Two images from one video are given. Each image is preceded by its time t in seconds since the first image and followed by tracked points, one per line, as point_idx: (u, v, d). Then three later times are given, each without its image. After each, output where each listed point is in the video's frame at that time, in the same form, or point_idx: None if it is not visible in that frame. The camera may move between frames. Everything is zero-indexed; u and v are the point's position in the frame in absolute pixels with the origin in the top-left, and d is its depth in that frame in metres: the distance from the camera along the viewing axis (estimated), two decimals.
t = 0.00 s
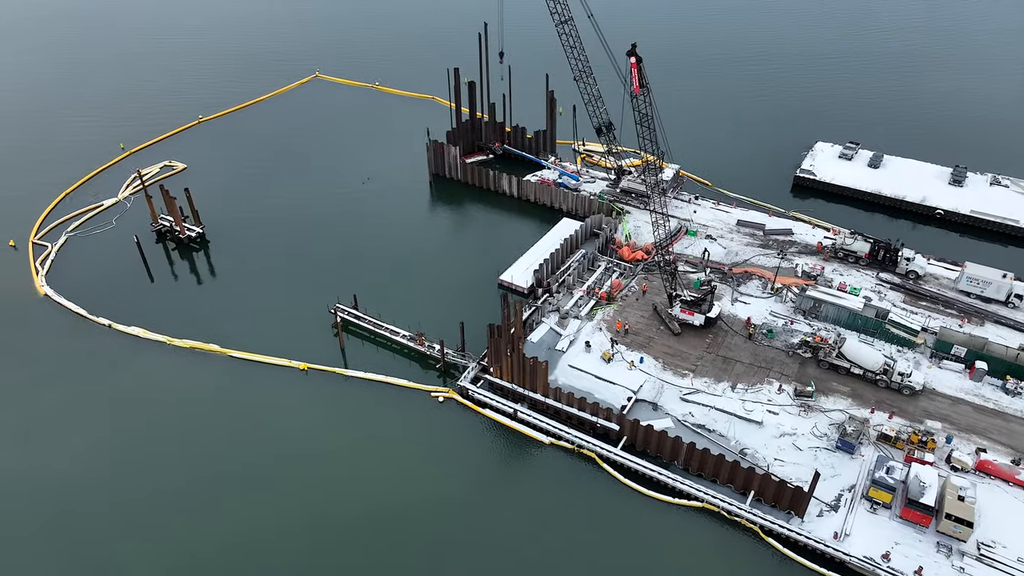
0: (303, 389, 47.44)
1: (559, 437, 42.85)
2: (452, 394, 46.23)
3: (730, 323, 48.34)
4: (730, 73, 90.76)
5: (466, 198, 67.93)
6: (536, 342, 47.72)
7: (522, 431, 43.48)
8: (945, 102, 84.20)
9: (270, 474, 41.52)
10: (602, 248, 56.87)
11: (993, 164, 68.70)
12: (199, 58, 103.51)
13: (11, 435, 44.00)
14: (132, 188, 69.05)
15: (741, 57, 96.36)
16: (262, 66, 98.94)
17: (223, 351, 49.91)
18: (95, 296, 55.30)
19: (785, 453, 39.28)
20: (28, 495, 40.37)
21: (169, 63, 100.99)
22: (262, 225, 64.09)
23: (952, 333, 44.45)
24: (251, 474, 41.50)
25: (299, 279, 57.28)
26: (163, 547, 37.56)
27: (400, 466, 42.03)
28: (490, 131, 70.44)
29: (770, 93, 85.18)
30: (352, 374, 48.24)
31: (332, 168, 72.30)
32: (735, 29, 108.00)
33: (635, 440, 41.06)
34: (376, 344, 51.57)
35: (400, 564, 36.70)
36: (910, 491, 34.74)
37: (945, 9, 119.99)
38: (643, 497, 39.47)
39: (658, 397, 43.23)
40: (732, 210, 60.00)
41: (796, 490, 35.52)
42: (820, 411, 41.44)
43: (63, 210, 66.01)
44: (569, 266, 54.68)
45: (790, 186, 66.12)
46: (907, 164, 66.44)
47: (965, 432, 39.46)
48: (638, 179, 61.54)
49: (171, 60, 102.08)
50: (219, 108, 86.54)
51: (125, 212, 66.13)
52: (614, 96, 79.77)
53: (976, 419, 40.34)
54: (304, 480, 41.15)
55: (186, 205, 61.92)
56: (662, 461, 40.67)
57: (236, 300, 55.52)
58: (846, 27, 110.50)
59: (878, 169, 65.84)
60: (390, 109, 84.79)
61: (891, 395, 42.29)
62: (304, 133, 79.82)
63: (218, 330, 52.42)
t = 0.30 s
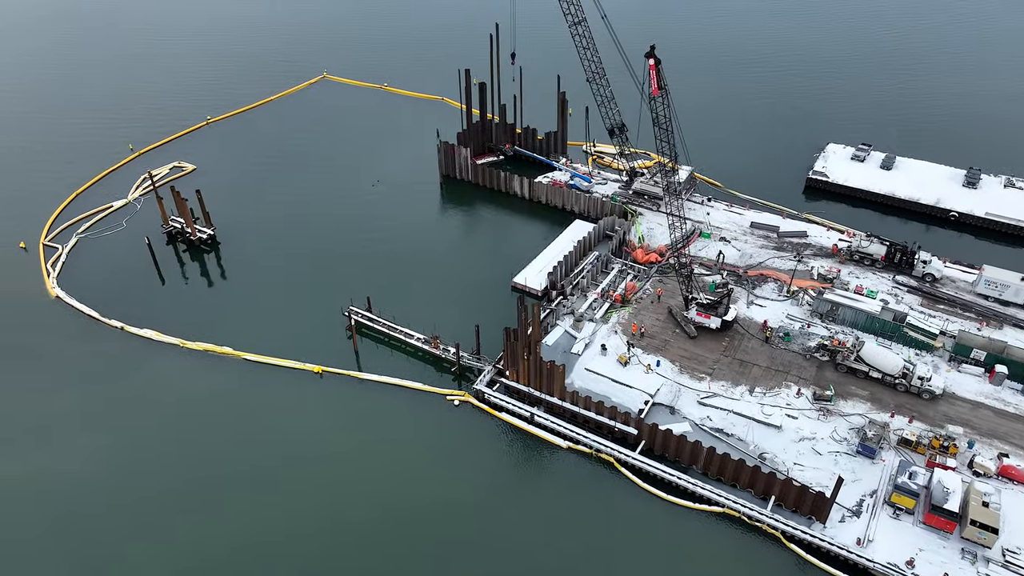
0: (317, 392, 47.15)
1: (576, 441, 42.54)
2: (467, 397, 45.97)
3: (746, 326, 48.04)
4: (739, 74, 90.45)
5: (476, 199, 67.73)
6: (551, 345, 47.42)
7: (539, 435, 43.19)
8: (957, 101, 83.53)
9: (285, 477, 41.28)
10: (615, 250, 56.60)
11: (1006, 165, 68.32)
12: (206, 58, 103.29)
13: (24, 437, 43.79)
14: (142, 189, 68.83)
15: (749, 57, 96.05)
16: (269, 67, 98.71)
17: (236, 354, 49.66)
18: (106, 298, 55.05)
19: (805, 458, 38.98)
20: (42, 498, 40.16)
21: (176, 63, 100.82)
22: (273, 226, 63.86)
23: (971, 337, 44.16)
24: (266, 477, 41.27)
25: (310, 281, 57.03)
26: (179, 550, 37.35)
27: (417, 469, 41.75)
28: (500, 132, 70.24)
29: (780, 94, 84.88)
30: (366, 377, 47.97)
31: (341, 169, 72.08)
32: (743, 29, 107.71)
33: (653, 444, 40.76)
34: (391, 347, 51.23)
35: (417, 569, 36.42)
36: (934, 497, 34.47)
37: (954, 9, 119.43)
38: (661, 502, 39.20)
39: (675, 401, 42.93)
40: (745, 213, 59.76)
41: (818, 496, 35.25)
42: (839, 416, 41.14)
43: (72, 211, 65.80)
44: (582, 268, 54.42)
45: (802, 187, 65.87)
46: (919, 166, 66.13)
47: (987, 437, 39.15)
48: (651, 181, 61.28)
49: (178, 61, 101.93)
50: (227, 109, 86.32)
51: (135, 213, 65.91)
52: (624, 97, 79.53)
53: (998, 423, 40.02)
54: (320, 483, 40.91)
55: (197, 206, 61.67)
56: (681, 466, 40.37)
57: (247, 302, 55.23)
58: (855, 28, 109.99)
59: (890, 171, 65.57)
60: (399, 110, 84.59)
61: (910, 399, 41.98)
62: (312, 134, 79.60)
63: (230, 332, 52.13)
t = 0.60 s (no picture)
0: (331, 395, 46.89)
1: (594, 446, 42.26)
2: (484, 401, 45.69)
3: (762, 330, 47.77)
4: (749, 75, 90.14)
5: (487, 201, 67.51)
6: (567, 348, 47.14)
7: (557, 439, 42.92)
8: (969, 102, 83.08)
9: (300, 480, 41.06)
10: (629, 253, 56.33)
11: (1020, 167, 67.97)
12: (213, 60, 103.15)
13: (38, 439, 43.64)
14: (153, 191, 68.66)
15: (759, 58, 95.71)
16: (277, 69, 98.54)
17: (250, 357, 49.41)
18: (118, 300, 54.85)
19: (826, 462, 38.68)
20: (57, 500, 39.99)
21: (183, 65, 100.63)
22: (284, 228, 63.66)
23: (991, 341, 43.86)
24: (282, 480, 41.06)
25: (323, 282, 56.79)
26: (196, 552, 37.17)
27: (433, 474, 41.47)
28: (511, 133, 70.00)
29: (790, 95, 84.61)
30: (381, 381, 47.71)
31: (351, 170, 71.89)
32: (752, 30, 107.31)
33: (672, 449, 40.48)
34: (405, 350, 50.99)
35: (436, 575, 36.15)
36: (958, 503, 34.18)
37: (963, 10, 118.98)
38: (681, 507, 38.91)
39: (693, 405, 42.66)
40: (758, 215, 59.54)
41: (841, 502, 34.96)
42: (859, 420, 40.85)
43: (82, 213, 65.64)
44: (597, 270, 54.14)
45: (815, 190, 65.60)
46: (933, 167, 65.84)
47: (1009, 442, 38.86)
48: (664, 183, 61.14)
49: (185, 62, 101.77)
50: (235, 110, 86.15)
51: (145, 215, 65.73)
52: (634, 98, 79.37)
53: (1019, 428, 39.72)
54: (336, 487, 40.66)
55: (208, 208, 61.49)
56: (700, 470, 40.07)
57: (259, 304, 55.01)
58: (864, 29, 109.51)
59: (903, 173, 65.30)
60: (408, 111, 84.41)
61: (931, 404, 41.68)
62: (322, 135, 79.41)
63: (242, 334, 51.87)
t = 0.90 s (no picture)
0: (345, 399, 46.65)
1: (611, 450, 41.96)
2: (500, 405, 45.41)
3: (779, 333, 47.48)
4: (759, 76, 89.84)
5: (498, 203, 67.27)
6: (583, 351, 46.85)
7: (575, 443, 42.65)
8: (980, 103, 82.73)
9: (316, 485, 40.80)
10: (642, 255, 56.03)
11: None
12: (220, 61, 103.03)
13: (53, 443, 43.42)
14: (163, 192, 68.47)
15: (768, 59, 95.40)
16: (284, 71, 98.36)
17: (263, 359, 49.17)
18: (130, 302, 54.63)
19: (847, 467, 38.38)
20: (72, 504, 39.75)
21: (190, 66, 100.51)
22: (294, 230, 63.43)
23: (1011, 345, 43.56)
24: (297, 484, 40.80)
25: (335, 285, 56.55)
26: (213, 557, 36.93)
27: (449, 478, 41.24)
28: (522, 134, 69.73)
29: (800, 96, 84.28)
30: (396, 384, 47.45)
31: (361, 172, 71.68)
32: (761, 31, 106.95)
33: (691, 453, 40.17)
34: (419, 353, 50.74)
35: None
36: (983, 509, 33.88)
37: (972, 10, 118.48)
38: (700, 512, 38.63)
39: (711, 409, 42.37)
40: (772, 217, 59.29)
41: (864, 508, 34.67)
42: (879, 424, 40.56)
43: (92, 214, 65.46)
44: (611, 272, 53.87)
45: (828, 191, 65.29)
46: (946, 169, 65.49)
47: None
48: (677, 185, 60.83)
49: (192, 63, 101.61)
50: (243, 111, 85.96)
51: (156, 216, 65.53)
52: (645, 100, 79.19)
53: None
54: (352, 491, 40.38)
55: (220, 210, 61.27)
56: (720, 475, 39.78)
57: (271, 306, 54.74)
58: (873, 29, 109.10)
59: (917, 175, 64.96)
60: (417, 112, 84.25)
61: (951, 408, 41.38)
62: (331, 137, 79.23)
63: (255, 337, 51.61)
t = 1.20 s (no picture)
0: (359, 401, 46.42)
1: (629, 454, 41.62)
2: (516, 408, 45.09)
3: (796, 337, 47.16)
4: (769, 78, 89.57)
5: (509, 204, 67.03)
6: (599, 355, 46.51)
7: (592, 448, 42.31)
8: (991, 105, 82.44)
9: (331, 488, 40.54)
10: (656, 257, 55.70)
11: None
12: (227, 62, 102.87)
13: (68, 446, 43.13)
14: (173, 194, 68.30)
15: (777, 61, 95.13)
16: (292, 72, 98.18)
17: (276, 362, 48.91)
18: (141, 304, 54.46)
19: (868, 472, 38.05)
20: (87, 508, 39.49)
21: (197, 67, 100.36)
22: (305, 232, 63.19)
23: None
24: (312, 487, 40.54)
25: (348, 287, 56.29)
26: (230, 562, 36.63)
27: (465, 482, 40.99)
28: (532, 136, 69.49)
29: (811, 98, 83.98)
30: (411, 388, 47.19)
31: (371, 173, 71.47)
32: (770, 32, 106.60)
33: (710, 458, 39.83)
34: (433, 356, 50.48)
35: None
36: (1007, 516, 33.58)
37: (982, 12, 118.01)
38: (719, 517, 38.34)
39: (729, 413, 42.06)
40: (786, 219, 59.01)
41: (886, 514, 34.36)
42: (899, 429, 40.26)
43: (102, 216, 65.29)
44: (625, 275, 53.55)
45: (840, 194, 64.99)
46: (959, 171, 65.14)
47: None
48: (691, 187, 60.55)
49: (200, 65, 101.47)
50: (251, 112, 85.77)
51: (166, 218, 65.34)
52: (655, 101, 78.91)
53: None
54: (369, 496, 40.12)
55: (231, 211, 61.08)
56: (739, 480, 39.47)
57: (283, 308, 54.52)
58: (882, 30, 108.80)
59: (930, 177, 64.61)
60: (426, 113, 84.07)
61: (971, 413, 41.07)
62: (340, 138, 79.05)
63: (267, 339, 51.37)
